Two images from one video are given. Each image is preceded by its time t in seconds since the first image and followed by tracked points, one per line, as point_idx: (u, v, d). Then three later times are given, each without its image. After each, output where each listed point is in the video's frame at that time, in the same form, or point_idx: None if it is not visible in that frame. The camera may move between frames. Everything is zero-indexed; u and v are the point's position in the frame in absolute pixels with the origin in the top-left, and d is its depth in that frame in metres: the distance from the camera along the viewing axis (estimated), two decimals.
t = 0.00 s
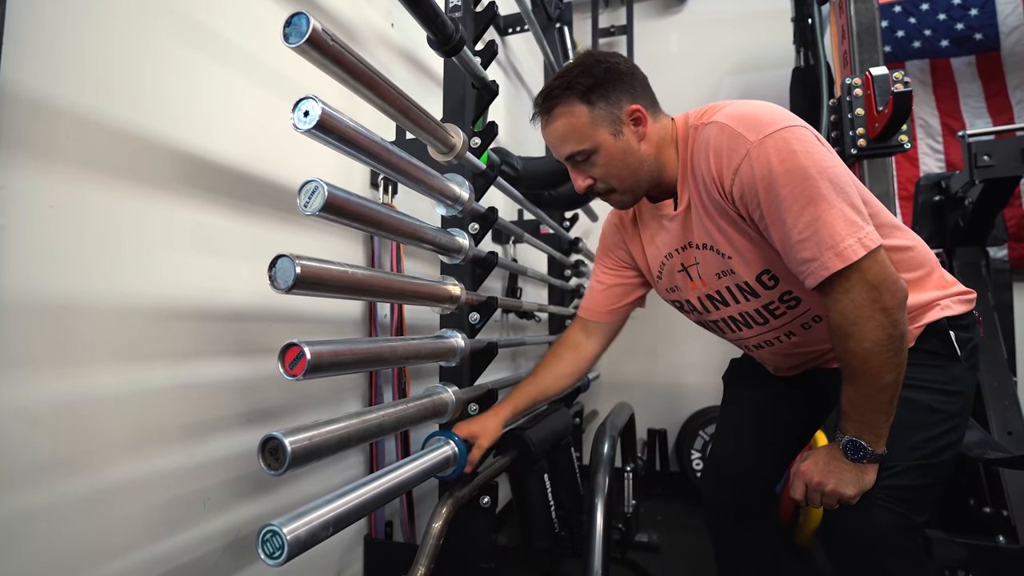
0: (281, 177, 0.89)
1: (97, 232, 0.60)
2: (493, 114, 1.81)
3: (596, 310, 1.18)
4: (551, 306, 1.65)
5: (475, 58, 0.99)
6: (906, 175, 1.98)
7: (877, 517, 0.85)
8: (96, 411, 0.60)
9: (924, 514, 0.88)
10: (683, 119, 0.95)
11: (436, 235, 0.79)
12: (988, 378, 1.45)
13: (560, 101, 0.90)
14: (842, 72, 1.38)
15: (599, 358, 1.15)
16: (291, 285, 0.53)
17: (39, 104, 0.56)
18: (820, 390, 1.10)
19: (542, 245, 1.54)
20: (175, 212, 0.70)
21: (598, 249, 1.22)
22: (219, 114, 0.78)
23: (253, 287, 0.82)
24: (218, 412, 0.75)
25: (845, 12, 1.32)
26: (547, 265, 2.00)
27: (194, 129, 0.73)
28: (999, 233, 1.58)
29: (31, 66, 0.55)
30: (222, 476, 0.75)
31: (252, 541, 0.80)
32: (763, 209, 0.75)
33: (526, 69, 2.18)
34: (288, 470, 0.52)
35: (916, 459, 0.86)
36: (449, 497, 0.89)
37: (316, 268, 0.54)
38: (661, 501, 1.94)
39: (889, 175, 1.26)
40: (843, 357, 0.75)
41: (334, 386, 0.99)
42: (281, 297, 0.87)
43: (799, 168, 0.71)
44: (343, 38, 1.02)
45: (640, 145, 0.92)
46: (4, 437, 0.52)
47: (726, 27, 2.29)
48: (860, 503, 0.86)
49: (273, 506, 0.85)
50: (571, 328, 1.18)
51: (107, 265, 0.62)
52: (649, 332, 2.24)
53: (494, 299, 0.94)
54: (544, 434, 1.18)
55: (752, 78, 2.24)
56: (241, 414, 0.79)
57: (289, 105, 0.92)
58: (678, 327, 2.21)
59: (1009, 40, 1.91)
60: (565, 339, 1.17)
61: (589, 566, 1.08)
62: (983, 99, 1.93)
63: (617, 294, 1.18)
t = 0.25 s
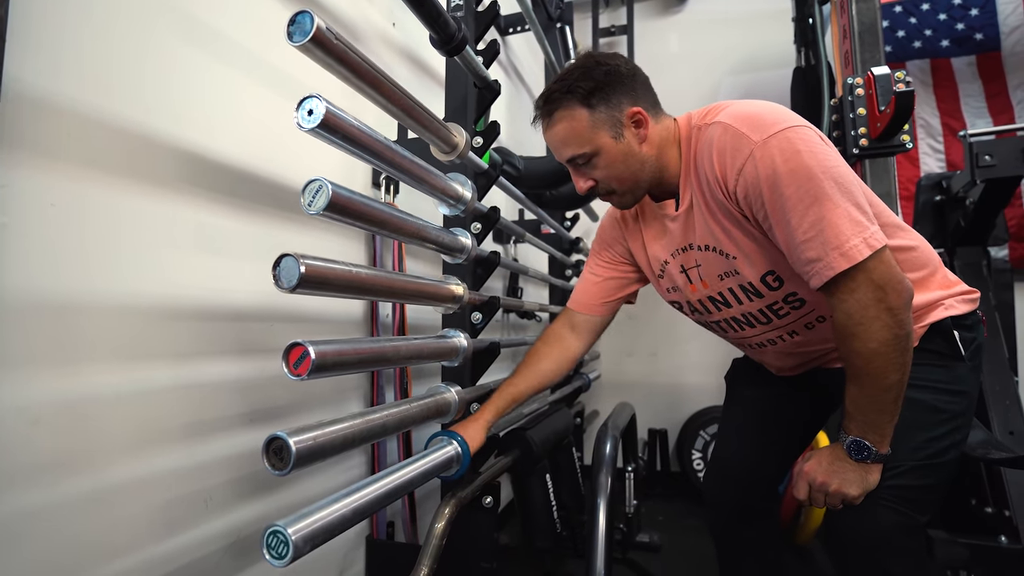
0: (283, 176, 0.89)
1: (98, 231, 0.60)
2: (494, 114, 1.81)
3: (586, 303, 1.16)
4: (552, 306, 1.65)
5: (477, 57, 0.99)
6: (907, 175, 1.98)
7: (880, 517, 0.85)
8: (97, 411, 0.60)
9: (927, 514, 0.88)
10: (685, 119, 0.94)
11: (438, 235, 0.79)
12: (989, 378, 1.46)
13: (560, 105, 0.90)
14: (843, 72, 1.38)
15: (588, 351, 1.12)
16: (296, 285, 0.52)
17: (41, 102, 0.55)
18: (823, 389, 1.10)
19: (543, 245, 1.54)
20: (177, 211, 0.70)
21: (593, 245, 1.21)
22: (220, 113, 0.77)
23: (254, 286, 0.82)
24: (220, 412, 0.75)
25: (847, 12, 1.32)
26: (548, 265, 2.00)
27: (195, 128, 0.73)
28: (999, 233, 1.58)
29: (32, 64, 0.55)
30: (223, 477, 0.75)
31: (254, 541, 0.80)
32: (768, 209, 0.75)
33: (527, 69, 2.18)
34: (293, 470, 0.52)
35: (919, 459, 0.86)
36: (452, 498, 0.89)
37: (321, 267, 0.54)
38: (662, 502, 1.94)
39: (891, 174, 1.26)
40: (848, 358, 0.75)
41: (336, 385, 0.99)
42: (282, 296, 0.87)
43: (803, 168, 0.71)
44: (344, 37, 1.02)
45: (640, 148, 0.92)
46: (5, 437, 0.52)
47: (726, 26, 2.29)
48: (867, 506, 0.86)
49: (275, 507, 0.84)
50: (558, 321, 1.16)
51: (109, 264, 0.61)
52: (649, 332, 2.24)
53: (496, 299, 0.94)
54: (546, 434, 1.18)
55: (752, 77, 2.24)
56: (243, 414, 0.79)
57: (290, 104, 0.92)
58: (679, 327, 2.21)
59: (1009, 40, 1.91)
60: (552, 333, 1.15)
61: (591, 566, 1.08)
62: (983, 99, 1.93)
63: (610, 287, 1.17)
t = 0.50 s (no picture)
0: (282, 175, 0.89)
1: (96, 229, 0.60)
2: (493, 113, 1.81)
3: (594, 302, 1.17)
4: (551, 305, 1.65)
5: (476, 56, 0.99)
6: (905, 175, 1.98)
7: (878, 517, 0.86)
8: (95, 409, 0.59)
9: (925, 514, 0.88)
10: (687, 112, 0.93)
11: (438, 233, 0.79)
12: (988, 377, 1.46)
13: (552, 107, 0.92)
14: (842, 71, 1.38)
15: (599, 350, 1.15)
16: (295, 282, 0.52)
17: (39, 100, 0.55)
18: (819, 385, 1.12)
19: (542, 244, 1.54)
20: (176, 210, 0.70)
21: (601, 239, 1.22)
22: (219, 111, 0.77)
23: (253, 285, 0.82)
24: (218, 411, 0.75)
25: (845, 11, 1.32)
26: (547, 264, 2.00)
27: (195, 126, 0.73)
28: (998, 232, 1.58)
29: (30, 62, 0.55)
30: (222, 475, 0.75)
31: (253, 540, 0.80)
32: (770, 202, 0.75)
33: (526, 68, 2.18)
34: (291, 468, 0.52)
35: (918, 458, 0.86)
36: (451, 496, 0.89)
37: (320, 265, 0.54)
38: (661, 501, 1.94)
39: (890, 173, 1.26)
40: (847, 355, 0.75)
41: (335, 384, 0.99)
42: (281, 295, 0.86)
43: (806, 160, 0.71)
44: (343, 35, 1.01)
45: (635, 145, 0.92)
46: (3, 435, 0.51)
47: (725, 26, 2.29)
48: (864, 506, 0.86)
49: (274, 505, 0.84)
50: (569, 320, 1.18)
51: (107, 262, 0.61)
52: (649, 331, 2.24)
53: (495, 297, 0.94)
54: (544, 433, 1.18)
55: (751, 77, 2.24)
56: (242, 413, 0.79)
57: (289, 102, 0.92)
58: (678, 327, 2.21)
59: (1007, 39, 1.91)
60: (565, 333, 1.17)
61: (591, 565, 1.08)
62: (982, 99, 1.94)
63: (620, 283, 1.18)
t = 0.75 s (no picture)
0: (278, 175, 0.89)
1: (92, 228, 0.60)
2: (490, 113, 1.81)
3: (624, 283, 1.24)
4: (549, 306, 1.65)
5: (473, 55, 0.99)
6: (902, 175, 1.98)
7: (849, 523, 0.85)
8: (88, 410, 0.59)
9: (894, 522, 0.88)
10: (693, 87, 0.93)
11: (433, 233, 0.79)
12: (984, 377, 1.46)
13: (552, 68, 0.92)
14: (839, 71, 1.38)
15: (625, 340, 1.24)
16: (288, 283, 0.52)
17: (32, 99, 0.55)
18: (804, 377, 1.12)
19: (539, 245, 1.54)
20: (172, 209, 0.69)
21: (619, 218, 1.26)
22: (215, 111, 0.77)
23: (248, 285, 0.81)
24: (215, 411, 0.75)
25: (842, 11, 1.32)
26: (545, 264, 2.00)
27: (191, 125, 0.73)
28: (995, 232, 1.59)
29: (23, 61, 0.54)
30: (218, 475, 0.75)
31: (248, 541, 0.79)
32: (762, 187, 0.75)
33: (524, 68, 2.18)
34: (283, 469, 0.51)
35: (895, 463, 0.86)
36: (447, 497, 0.89)
37: (313, 265, 0.54)
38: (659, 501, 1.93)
39: (887, 173, 1.26)
40: (830, 351, 0.76)
41: (330, 384, 0.99)
42: (277, 295, 0.86)
43: (803, 144, 0.70)
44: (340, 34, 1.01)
45: (637, 111, 0.92)
46: None
47: (723, 26, 2.30)
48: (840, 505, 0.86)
49: (270, 506, 0.84)
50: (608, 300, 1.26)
51: (100, 262, 0.61)
52: (647, 332, 2.24)
53: (492, 297, 0.94)
54: (541, 433, 1.18)
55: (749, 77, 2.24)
56: (238, 413, 0.79)
57: (285, 102, 0.91)
58: (676, 327, 2.21)
59: (1004, 40, 1.92)
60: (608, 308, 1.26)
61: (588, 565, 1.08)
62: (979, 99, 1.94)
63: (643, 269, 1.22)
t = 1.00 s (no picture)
0: (278, 176, 0.89)
1: (92, 229, 0.60)
2: (489, 114, 1.81)
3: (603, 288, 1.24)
4: (548, 306, 1.65)
5: (471, 57, 0.99)
6: (901, 176, 1.99)
7: (839, 519, 0.86)
8: (87, 411, 0.59)
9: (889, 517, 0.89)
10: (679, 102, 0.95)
11: (432, 235, 0.79)
12: (982, 377, 1.47)
13: (550, 96, 0.93)
14: (838, 72, 1.38)
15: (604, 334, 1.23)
16: (287, 285, 0.52)
17: (31, 102, 0.55)
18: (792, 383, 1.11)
19: (538, 245, 1.54)
20: (172, 210, 0.70)
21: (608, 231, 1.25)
22: (215, 112, 0.78)
23: (248, 286, 0.81)
24: (214, 411, 0.75)
25: (841, 12, 1.32)
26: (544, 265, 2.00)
27: (190, 126, 0.73)
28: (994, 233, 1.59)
29: (23, 64, 0.54)
30: (218, 476, 0.75)
31: (248, 541, 0.80)
32: (744, 196, 0.76)
33: (523, 69, 2.18)
34: (283, 469, 0.52)
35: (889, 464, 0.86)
36: (446, 497, 0.88)
37: (313, 267, 0.54)
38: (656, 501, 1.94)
39: (885, 175, 1.26)
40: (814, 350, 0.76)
41: (329, 385, 0.99)
42: (276, 296, 0.86)
43: (781, 155, 0.72)
44: (338, 36, 1.01)
45: (633, 126, 0.92)
46: None
47: (722, 27, 2.30)
48: (829, 505, 0.86)
49: (270, 506, 0.84)
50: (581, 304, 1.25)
51: (96, 264, 0.60)
52: (646, 333, 2.24)
53: (491, 299, 0.94)
54: (540, 434, 1.18)
55: (748, 78, 2.24)
56: (237, 414, 0.79)
57: (284, 103, 0.92)
58: (675, 327, 2.21)
59: (1003, 40, 1.92)
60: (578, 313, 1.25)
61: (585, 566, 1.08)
62: (977, 100, 1.94)
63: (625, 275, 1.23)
